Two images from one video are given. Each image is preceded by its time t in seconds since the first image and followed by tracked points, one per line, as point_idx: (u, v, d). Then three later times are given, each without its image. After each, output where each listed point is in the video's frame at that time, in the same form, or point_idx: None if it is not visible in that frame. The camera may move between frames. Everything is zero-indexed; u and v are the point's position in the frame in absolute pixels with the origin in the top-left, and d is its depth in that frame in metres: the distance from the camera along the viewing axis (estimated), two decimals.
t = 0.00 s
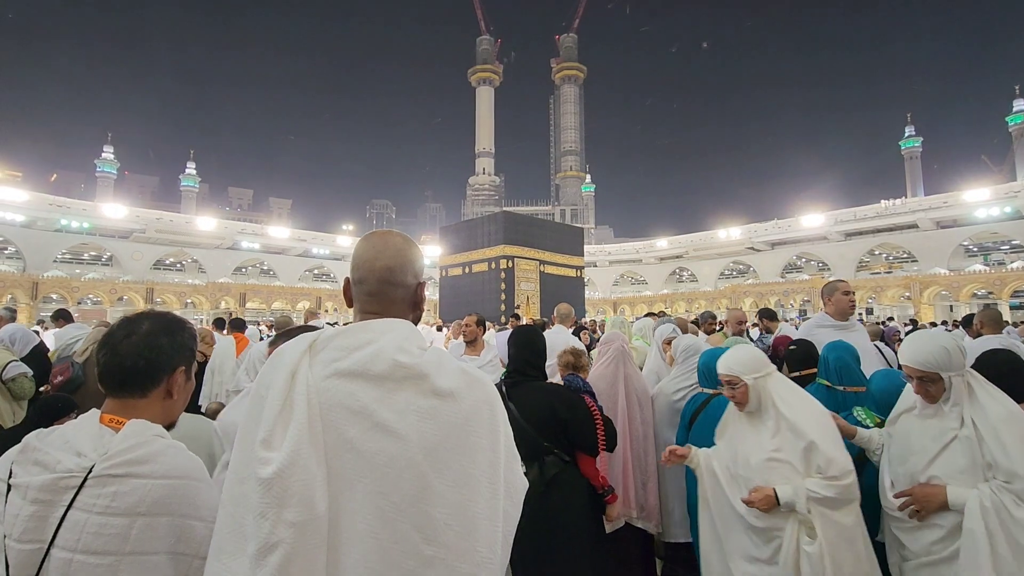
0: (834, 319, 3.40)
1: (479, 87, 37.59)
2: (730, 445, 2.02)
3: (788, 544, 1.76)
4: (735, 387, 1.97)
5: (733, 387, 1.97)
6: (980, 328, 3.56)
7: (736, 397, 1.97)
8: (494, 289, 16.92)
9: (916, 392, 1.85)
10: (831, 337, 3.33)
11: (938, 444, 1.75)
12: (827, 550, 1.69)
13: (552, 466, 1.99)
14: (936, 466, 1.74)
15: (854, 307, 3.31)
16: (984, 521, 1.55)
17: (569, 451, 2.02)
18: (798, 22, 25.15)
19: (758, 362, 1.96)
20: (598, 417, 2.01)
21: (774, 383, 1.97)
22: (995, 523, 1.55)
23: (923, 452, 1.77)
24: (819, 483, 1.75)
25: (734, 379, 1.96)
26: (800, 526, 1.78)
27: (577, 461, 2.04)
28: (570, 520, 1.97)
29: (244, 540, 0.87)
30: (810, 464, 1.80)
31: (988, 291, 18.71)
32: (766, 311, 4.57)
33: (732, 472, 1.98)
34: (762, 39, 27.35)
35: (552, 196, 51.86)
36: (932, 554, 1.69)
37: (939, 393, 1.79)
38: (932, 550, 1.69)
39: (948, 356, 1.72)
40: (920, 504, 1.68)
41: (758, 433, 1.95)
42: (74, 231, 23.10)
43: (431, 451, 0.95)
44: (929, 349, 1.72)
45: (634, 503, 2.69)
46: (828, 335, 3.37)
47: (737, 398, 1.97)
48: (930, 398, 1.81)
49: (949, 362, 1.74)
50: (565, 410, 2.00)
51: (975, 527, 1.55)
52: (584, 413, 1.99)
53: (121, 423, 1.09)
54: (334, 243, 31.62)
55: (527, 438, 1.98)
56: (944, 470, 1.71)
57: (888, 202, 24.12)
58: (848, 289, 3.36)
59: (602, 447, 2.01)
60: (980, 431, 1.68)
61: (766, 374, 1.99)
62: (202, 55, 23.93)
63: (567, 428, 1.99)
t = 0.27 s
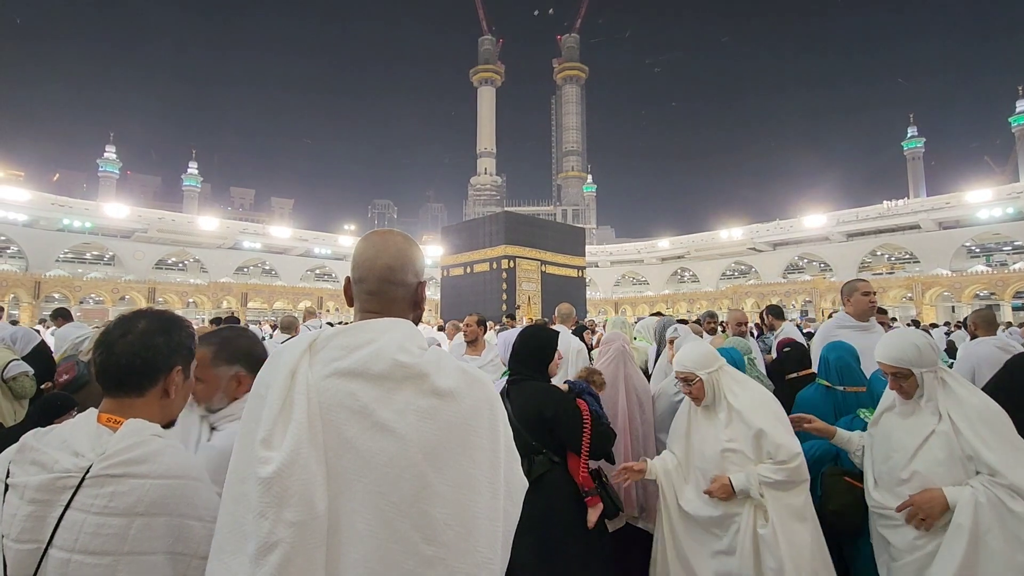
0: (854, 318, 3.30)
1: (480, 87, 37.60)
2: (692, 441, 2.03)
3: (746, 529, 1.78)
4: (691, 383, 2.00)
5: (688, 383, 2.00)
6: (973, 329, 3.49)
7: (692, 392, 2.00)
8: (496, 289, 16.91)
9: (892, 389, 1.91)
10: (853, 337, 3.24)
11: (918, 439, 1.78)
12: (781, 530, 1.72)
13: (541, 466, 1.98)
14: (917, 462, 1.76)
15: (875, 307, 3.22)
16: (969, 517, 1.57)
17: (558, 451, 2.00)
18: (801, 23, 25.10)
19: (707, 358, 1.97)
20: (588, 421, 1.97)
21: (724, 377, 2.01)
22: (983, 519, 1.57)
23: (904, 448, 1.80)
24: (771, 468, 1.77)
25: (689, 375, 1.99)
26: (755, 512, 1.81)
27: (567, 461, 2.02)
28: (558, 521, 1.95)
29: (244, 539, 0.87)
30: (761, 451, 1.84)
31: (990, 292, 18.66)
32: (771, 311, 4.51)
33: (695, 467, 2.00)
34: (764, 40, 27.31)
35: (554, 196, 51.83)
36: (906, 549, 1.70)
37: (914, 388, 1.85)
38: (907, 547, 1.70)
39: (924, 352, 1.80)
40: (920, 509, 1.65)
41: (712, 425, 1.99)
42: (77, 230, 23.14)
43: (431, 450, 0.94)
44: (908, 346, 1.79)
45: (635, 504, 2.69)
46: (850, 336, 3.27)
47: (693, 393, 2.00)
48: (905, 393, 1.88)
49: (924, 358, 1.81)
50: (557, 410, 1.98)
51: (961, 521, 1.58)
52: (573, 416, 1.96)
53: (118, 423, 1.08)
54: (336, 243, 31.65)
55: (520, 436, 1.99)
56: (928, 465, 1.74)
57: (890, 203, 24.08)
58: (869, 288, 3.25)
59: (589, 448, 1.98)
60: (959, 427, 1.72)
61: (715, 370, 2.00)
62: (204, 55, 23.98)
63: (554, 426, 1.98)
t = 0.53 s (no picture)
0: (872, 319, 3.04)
1: (481, 87, 37.57)
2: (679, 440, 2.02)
3: (727, 527, 1.79)
4: (685, 383, 1.98)
5: (682, 383, 1.98)
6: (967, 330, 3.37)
7: (686, 392, 1.98)
8: (496, 289, 16.89)
9: (869, 390, 1.93)
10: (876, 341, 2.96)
11: (900, 438, 1.79)
12: (758, 531, 1.74)
13: (550, 464, 1.98)
14: (901, 461, 1.76)
15: (893, 307, 2.98)
16: (960, 514, 1.56)
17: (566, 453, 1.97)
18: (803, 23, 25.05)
19: (701, 357, 1.97)
20: (596, 425, 1.92)
21: (716, 376, 2.00)
22: (973, 514, 1.56)
23: (887, 448, 1.80)
24: (754, 468, 1.77)
25: (683, 375, 1.97)
26: (736, 509, 1.82)
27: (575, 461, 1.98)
28: (561, 521, 1.95)
29: (246, 540, 0.87)
30: (746, 450, 1.84)
31: (991, 293, 18.62)
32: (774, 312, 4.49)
33: (686, 468, 1.98)
34: (765, 40, 27.29)
35: (554, 197, 51.83)
36: (899, 551, 1.69)
37: (888, 388, 1.87)
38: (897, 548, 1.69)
39: (893, 351, 1.83)
40: (914, 510, 1.64)
41: (703, 426, 1.97)
42: (77, 229, 23.08)
43: (432, 451, 0.94)
44: (875, 348, 1.83)
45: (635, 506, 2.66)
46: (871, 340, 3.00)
47: (686, 393, 1.98)
48: (882, 394, 1.90)
49: (895, 357, 1.84)
50: (563, 411, 1.96)
51: (954, 520, 1.56)
52: (582, 419, 1.93)
53: (118, 423, 1.08)
54: (337, 243, 31.64)
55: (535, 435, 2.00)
56: (913, 465, 1.73)
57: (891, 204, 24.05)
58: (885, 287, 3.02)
59: (597, 450, 1.93)
60: (937, 424, 1.74)
61: (708, 368, 1.99)
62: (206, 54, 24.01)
63: (560, 427, 1.96)
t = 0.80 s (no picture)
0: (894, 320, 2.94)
1: (482, 87, 37.55)
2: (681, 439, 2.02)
3: (729, 528, 1.78)
4: (697, 381, 1.99)
5: (694, 380, 1.98)
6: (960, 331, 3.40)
7: (697, 389, 1.99)
8: (496, 288, 16.90)
9: (850, 391, 1.94)
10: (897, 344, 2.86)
11: (876, 441, 1.81)
12: (758, 534, 1.73)
13: (560, 464, 1.99)
14: (875, 463, 1.78)
15: (916, 307, 2.87)
16: (926, 519, 1.57)
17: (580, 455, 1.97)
18: (803, 24, 25.04)
19: (715, 357, 1.97)
20: (610, 427, 1.90)
21: (729, 377, 1.99)
22: (937, 520, 1.57)
23: (862, 449, 1.83)
24: (759, 471, 1.77)
25: (696, 373, 1.98)
26: (739, 511, 1.81)
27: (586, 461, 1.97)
28: (572, 521, 1.95)
29: (246, 538, 0.87)
30: (754, 453, 1.83)
31: (990, 295, 18.63)
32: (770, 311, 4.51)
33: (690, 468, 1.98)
34: (766, 41, 27.30)
35: (554, 196, 51.85)
36: (869, 551, 1.73)
37: (868, 390, 1.88)
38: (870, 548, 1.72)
39: (871, 353, 1.84)
40: (880, 512, 1.66)
41: (711, 424, 1.98)
42: (76, 227, 23.05)
43: (432, 449, 0.94)
44: (851, 350, 1.85)
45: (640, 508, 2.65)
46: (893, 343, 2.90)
47: (698, 391, 1.99)
48: (862, 396, 1.91)
49: (872, 359, 1.85)
50: (575, 413, 1.95)
51: (920, 523, 1.58)
52: (596, 422, 1.91)
53: (120, 421, 1.08)
54: (336, 242, 31.63)
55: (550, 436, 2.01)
56: (886, 467, 1.75)
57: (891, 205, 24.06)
58: (907, 285, 2.90)
59: (613, 457, 1.91)
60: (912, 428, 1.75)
61: (721, 368, 2.00)
62: (206, 53, 24.00)
63: (572, 427, 1.95)
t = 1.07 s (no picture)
0: (918, 320, 2.94)
1: (482, 86, 37.52)
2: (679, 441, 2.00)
3: (744, 531, 1.78)
4: (701, 383, 1.98)
5: (698, 382, 1.98)
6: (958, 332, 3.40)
7: (701, 392, 1.99)
8: (496, 288, 16.90)
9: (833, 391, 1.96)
10: (920, 346, 2.88)
11: (855, 442, 1.84)
12: (778, 537, 1.73)
13: (567, 462, 2.00)
14: (854, 463, 1.82)
15: (941, 307, 2.87)
16: (896, 520, 1.61)
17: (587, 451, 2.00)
18: (804, 25, 25.05)
19: (718, 359, 1.97)
20: (618, 424, 1.94)
21: (734, 379, 2.00)
22: (907, 521, 1.61)
23: (841, 450, 1.86)
24: (773, 473, 1.77)
25: (699, 375, 1.97)
26: (753, 514, 1.81)
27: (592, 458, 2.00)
28: (575, 521, 1.96)
29: (246, 536, 0.88)
30: (766, 455, 1.82)
31: (989, 296, 18.64)
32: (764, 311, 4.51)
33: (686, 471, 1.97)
34: (766, 42, 27.31)
35: (554, 196, 51.84)
36: (845, 550, 1.77)
37: (851, 391, 1.90)
38: (845, 545, 1.78)
39: (854, 354, 1.85)
40: (855, 514, 1.70)
41: (715, 427, 1.99)
42: (76, 225, 22.99)
43: (431, 448, 0.95)
44: (833, 350, 1.87)
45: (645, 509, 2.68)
46: (916, 344, 2.90)
47: (702, 394, 1.99)
48: (844, 396, 1.93)
49: (857, 360, 1.86)
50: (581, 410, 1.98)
51: (890, 524, 1.62)
52: (603, 417, 1.95)
53: (122, 418, 1.08)
54: (336, 241, 31.62)
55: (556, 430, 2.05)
56: (862, 468, 1.79)
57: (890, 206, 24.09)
58: (934, 285, 2.89)
59: (618, 451, 1.96)
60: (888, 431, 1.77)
61: (729, 370, 2.01)
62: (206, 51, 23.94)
63: (578, 425, 1.98)
